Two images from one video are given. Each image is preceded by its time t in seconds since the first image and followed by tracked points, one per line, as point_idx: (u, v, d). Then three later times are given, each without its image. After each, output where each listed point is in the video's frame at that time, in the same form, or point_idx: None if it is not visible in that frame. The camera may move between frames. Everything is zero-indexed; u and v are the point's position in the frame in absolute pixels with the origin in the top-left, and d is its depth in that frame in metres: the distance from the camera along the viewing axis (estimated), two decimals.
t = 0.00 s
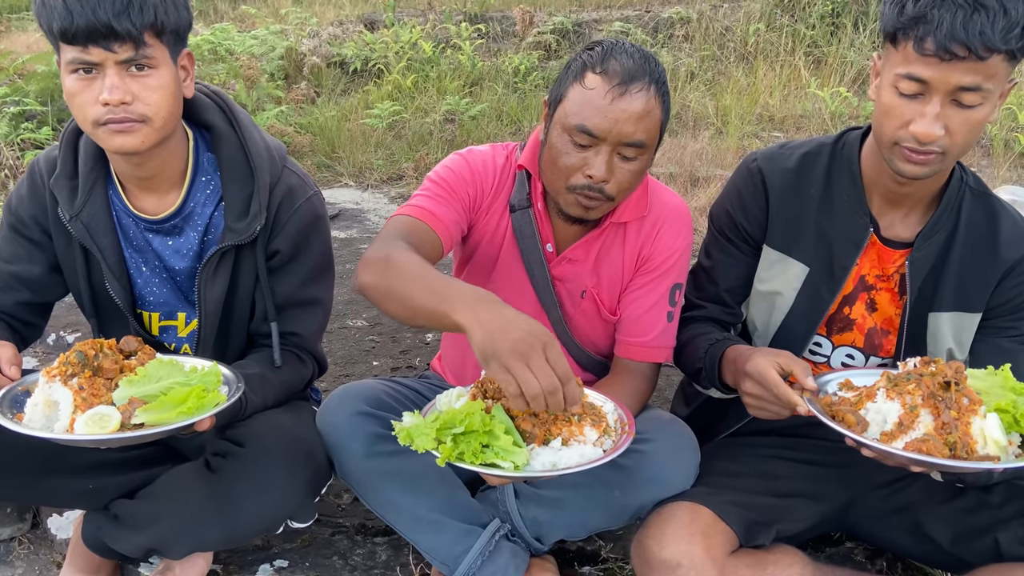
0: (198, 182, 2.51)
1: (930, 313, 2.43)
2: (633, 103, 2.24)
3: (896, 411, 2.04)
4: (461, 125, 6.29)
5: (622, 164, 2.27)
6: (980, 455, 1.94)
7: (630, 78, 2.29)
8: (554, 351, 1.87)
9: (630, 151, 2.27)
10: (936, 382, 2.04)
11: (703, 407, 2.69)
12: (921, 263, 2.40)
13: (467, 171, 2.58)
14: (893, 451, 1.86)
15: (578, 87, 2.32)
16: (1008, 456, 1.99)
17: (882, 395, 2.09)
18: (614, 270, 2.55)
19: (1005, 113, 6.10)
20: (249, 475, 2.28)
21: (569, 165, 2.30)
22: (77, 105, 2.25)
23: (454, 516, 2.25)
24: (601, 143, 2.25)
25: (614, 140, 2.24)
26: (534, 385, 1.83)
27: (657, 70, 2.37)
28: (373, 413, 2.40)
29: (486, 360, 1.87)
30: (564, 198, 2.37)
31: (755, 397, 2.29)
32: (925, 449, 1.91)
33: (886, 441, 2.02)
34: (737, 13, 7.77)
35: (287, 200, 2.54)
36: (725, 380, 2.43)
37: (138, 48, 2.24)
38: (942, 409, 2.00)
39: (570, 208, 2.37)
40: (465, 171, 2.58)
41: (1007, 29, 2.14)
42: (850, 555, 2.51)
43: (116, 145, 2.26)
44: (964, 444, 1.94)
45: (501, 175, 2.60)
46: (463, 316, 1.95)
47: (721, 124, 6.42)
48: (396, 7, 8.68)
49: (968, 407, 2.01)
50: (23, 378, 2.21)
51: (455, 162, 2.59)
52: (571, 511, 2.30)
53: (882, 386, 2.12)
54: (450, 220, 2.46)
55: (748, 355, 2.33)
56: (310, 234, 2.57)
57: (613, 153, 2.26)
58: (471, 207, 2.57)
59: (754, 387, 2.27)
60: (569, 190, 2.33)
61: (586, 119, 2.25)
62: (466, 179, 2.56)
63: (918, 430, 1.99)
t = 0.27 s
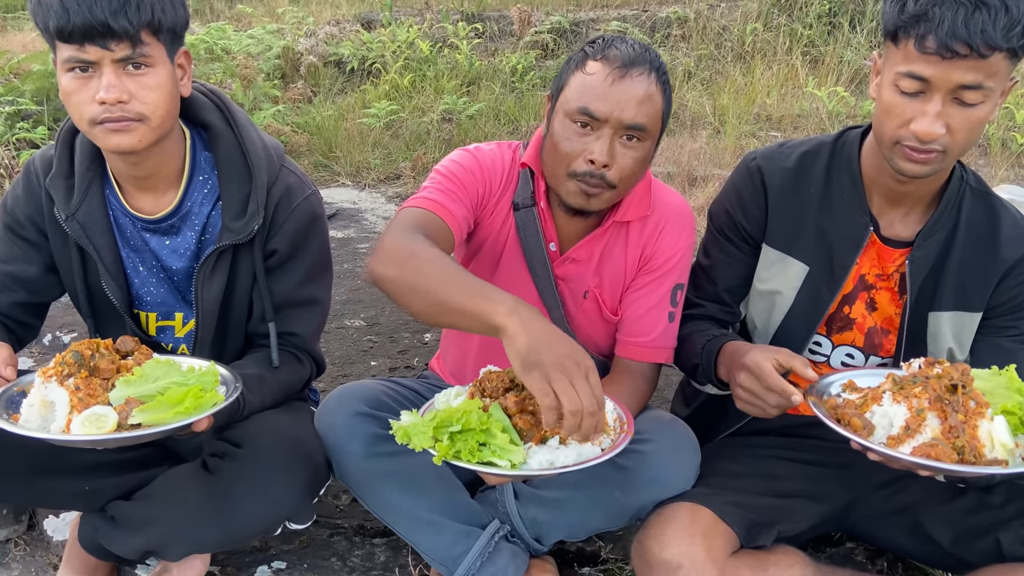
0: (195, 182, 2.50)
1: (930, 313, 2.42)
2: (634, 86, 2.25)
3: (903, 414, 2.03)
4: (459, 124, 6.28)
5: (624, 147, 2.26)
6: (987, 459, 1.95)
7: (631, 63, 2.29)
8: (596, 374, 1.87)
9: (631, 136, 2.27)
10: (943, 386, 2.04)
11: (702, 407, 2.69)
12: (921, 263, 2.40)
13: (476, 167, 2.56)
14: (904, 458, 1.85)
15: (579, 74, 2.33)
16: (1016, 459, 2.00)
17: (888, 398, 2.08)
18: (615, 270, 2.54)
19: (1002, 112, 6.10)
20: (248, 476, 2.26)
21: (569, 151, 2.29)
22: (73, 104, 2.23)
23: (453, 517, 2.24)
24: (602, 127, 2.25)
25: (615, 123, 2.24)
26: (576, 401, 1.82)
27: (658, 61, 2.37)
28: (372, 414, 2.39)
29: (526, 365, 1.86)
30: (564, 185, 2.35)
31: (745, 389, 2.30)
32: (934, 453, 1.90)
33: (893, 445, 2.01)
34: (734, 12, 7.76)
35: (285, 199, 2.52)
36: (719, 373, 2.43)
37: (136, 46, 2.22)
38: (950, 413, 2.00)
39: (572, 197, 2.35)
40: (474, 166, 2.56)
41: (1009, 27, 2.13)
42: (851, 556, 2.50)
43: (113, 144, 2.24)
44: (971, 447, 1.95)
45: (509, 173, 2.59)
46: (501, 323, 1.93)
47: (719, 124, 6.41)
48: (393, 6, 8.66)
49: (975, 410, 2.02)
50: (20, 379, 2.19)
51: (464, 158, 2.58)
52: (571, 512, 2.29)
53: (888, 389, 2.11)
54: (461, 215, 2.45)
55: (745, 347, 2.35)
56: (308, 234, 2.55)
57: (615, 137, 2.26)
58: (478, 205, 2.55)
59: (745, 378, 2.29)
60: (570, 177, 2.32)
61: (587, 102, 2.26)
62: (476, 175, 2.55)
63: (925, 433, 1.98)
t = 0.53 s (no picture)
0: (193, 181, 2.49)
1: (930, 313, 2.42)
2: (637, 81, 2.25)
3: (907, 415, 2.02)
4: (456, 124, 6.28)
5: (626, 142, 2.26)
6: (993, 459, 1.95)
7: (633, 58, 2.29)
8: (596, 381, 1.91)
9: (633, 130, 2.26)
10: (947, 386, 2.04)
11: (701, 406, 2.68)
12: (921, 263, 2.39)
13: (478, 164, 2.56)
14: (911, 459, 1.84)
15: (581, 69, 2.33)
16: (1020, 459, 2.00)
17: (892, 399, 2.08)
18: (615, 270, 2.54)
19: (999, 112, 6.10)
20: (246, 477, 2.25)
21: (571, 145, 2.29)
22: (70, 103, 2.22)
23: (451, 518, 2.23)
24: (605, 121, 2.25)
25: (617, 117, 2.24)
26: (575, 405, 1.86)
27: (659, 58, 2.37)
28: (370, 414, 2.38)
29: (531, 365, 1.90)
30: (564, 180, 2.34)
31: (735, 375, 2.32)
32: (940, 454, 1.90)
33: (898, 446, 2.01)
34: (732, 12, 7.76)
35: (283, 199, 2.51)
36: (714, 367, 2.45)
37: (133, 45, 2.21)
38: (954, 413, 2.00)
39: (573, 191, 2.34)
40: (477, 164, 2.56)
41: (1010, 28, 2.13)
42: (850, 556, 2.50)
43: (110, 143, 2.23)
44: (977, 448, 1.95)
45: (510, 171, 2.58)
46: (513, 317, 1.96)
47: (716, 124, 6.42)
48: (390, 6, 8.64)
49: (980, 411, 2.02)
50: (17, 379, 2.18)
51: (466, 155, 2.57)
52: (570, 512, 2.29)
53: (892, 390, 2.10)
54: (464, 212, 2.44)
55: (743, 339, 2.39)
56: (306, 234, 2.54)
57: (617, 132, 2.26)
58: (481, 203, 2.55)
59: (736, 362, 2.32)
60: (571, 172, 2.31)
61: (590, 97, 2.26)
62: (478, 173, 2.55)
63: (930, 434, 1.98)
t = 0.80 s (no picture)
0: (193, 181, 2.48)
1: (932, 313, 2.42)
2: (638, 78, 2.25)
3: (912, 418, 2.02)
4: (455, 124, 6.27)
5: (627, 139, 2.26)
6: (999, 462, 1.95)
7: (633, 56, 2.29)
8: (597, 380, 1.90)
9: (634, 128, 2.26)
10: (952, 389, 2.04)
11: (701, 406, 2.67)
12: (923, 262, 2.40)
13: (479, 164, 2.56)
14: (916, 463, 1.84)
15: (581, 67, 2.32)
16: None
17: (897, 402, 2.08)
18: (616, 269, 2.53)
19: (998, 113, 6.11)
20: (246, 478, 2.25)
21: (572, 142, 2.28)
22: (70, 106, 2.21)
23: (452, 518, 2.23)
24: (606, 118, 2.25)
25: (619, 115, 2.23)
26: (577, 404, 1.85)
27: (659, 56, 2.37)
28: (371, 414, 2.37)
29: (530, 365, 1.88)
30: (565, 178, 2.34)
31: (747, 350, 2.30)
32: (946, 458, 1.90)
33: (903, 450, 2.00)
34: (731, 13, 7.75)
35: (284, 198, 2.50)
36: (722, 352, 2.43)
37: (132, 49, 2.19)
38: (959, 416, 2.00)
39: (575, 190, 2.33)
40: (477, 164, 2.55)
41: (1016, 28, 2.13)
42: (851, 557, 2.50)
43: (109, 146, 2.23)
44: (983, 451, 1.95)
45: (511, 171, 2.58)
46: (513, 318, 1.96)
47: (715, 125, 6.42)
48: (389, 6, 8.64)
49: (984, 413, 2.03)
50: (17, 379, 2.17)
51: (466, 155, 2.57)
52: (571, 513, 2.28)
53: (897, 392, 2.10)
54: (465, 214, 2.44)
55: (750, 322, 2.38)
56: (307, 233, 2.54)
57: (619, 129, 2.25)
58: (481, 203, 2.54)
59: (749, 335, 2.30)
60: (574, 170, 2.30)
61: (591, 94, 2.25)
62: (478, 173, 2.54)
63: (935, 437, 1.98)
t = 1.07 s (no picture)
0: (195, 183, 2.48)
1: (934, 315, 2.43)
2: (636, 98, 2.22)
3: (916, 423, 2.03)
4: (455, 125, 6.27)
5: (625, 159, 2.25)
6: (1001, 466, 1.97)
7: (633, 73, 2.26)
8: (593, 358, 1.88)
9: (633, 147, 2.25)
10: (957, 393, 2.04)
11: (702, 408, 2.67)
12: (926, 264, 2.40)
13: (476, 165, 2.56)
14: (924, 470, 1.84)
15: (580, 82, 2.30)
16: None
17: (901, 405, 2.08)
18: (616, 270, 2.54)
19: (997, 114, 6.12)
20: (248, 479, 2.24)
21: (571, 161, 2.28)
22: (71, 108, 2.21)
23: (453, 520, 2.23)
24: (604, 140, 2.23)
25: (617, 135, 2.22)
26: (574, 381, 1.83)
27: (660, 67, 2.35)
28: (372, 415, 2.37)
29: (524, 350, 1.88)
30: (565, 194, 2.35)
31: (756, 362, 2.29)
32: (951, 463, 1.91)
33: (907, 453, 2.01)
34: (730, 14, 7.75)
35: (285, 200, 2.50)
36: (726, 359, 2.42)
37: (133, 51, 2.20)
38: (964, 421, 2.01)
39: (573, 208, 2.36)
40: (473, 165, 2.55)
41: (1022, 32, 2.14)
42: (853, 558, 2.50)
43: (110, 150, 2.23)
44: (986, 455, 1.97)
45: (509, 172, 2.58)
46: (501, 310, 1.97)
47: (715, 126, 6.42)
48: (389, 7, 8.64)
49: (988, 417, 2.04)
50: (19, 380, 2.17)
51: (463, 156, 2.57)
52: (572, 514, 2.28)
53: (901, 395, 2.10)
54: (462, 216, 2.44)
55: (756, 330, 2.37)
56: (308, 235, 2.53)
57: (616, 149, 2.24)
58: (478, 203, 2.55)
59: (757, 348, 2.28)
60: (571, 189, 2.31)
61: (589, 115, 2.23)
62: (475, 174, 2.54)
63: (939, 441, 1.99)
